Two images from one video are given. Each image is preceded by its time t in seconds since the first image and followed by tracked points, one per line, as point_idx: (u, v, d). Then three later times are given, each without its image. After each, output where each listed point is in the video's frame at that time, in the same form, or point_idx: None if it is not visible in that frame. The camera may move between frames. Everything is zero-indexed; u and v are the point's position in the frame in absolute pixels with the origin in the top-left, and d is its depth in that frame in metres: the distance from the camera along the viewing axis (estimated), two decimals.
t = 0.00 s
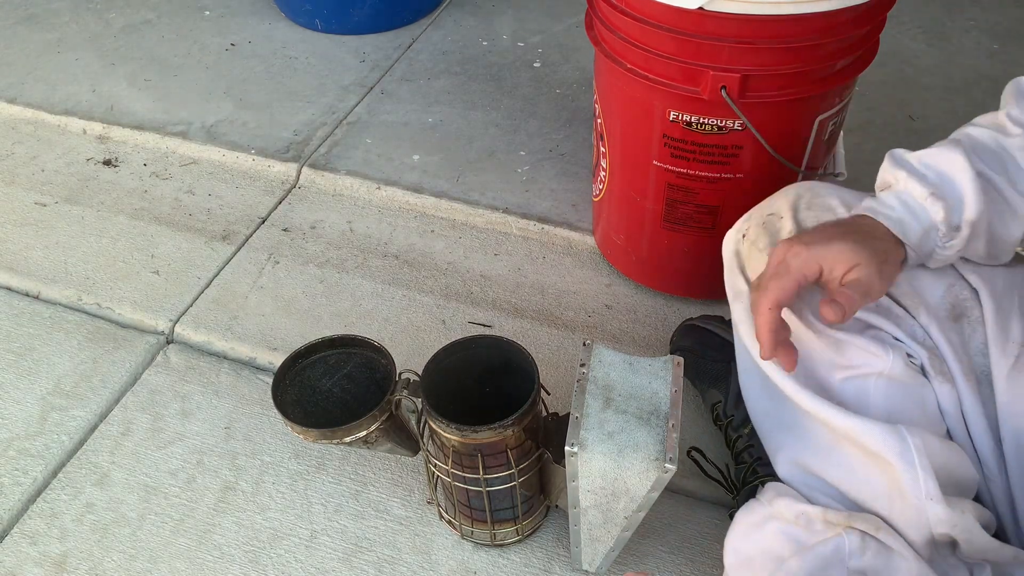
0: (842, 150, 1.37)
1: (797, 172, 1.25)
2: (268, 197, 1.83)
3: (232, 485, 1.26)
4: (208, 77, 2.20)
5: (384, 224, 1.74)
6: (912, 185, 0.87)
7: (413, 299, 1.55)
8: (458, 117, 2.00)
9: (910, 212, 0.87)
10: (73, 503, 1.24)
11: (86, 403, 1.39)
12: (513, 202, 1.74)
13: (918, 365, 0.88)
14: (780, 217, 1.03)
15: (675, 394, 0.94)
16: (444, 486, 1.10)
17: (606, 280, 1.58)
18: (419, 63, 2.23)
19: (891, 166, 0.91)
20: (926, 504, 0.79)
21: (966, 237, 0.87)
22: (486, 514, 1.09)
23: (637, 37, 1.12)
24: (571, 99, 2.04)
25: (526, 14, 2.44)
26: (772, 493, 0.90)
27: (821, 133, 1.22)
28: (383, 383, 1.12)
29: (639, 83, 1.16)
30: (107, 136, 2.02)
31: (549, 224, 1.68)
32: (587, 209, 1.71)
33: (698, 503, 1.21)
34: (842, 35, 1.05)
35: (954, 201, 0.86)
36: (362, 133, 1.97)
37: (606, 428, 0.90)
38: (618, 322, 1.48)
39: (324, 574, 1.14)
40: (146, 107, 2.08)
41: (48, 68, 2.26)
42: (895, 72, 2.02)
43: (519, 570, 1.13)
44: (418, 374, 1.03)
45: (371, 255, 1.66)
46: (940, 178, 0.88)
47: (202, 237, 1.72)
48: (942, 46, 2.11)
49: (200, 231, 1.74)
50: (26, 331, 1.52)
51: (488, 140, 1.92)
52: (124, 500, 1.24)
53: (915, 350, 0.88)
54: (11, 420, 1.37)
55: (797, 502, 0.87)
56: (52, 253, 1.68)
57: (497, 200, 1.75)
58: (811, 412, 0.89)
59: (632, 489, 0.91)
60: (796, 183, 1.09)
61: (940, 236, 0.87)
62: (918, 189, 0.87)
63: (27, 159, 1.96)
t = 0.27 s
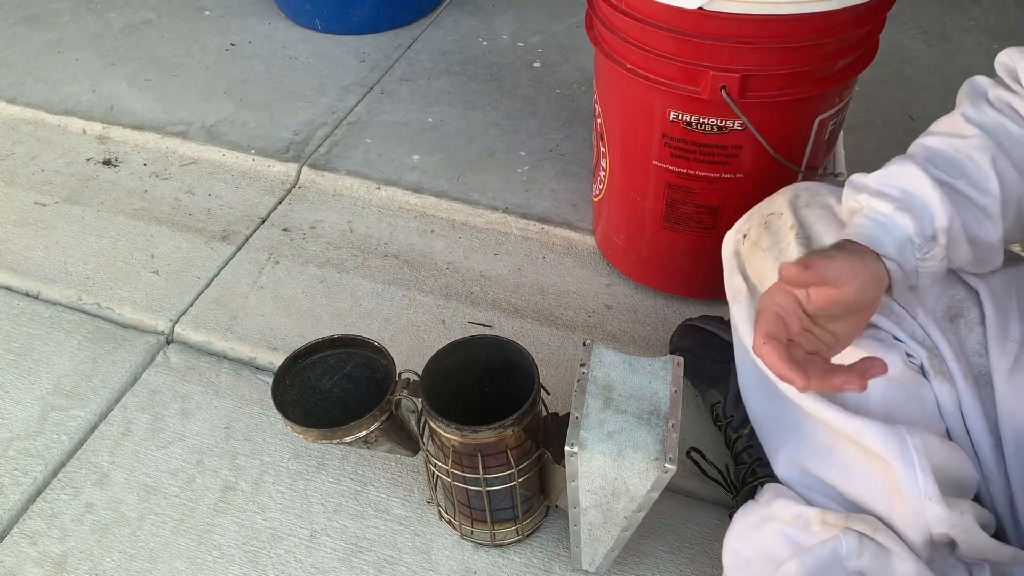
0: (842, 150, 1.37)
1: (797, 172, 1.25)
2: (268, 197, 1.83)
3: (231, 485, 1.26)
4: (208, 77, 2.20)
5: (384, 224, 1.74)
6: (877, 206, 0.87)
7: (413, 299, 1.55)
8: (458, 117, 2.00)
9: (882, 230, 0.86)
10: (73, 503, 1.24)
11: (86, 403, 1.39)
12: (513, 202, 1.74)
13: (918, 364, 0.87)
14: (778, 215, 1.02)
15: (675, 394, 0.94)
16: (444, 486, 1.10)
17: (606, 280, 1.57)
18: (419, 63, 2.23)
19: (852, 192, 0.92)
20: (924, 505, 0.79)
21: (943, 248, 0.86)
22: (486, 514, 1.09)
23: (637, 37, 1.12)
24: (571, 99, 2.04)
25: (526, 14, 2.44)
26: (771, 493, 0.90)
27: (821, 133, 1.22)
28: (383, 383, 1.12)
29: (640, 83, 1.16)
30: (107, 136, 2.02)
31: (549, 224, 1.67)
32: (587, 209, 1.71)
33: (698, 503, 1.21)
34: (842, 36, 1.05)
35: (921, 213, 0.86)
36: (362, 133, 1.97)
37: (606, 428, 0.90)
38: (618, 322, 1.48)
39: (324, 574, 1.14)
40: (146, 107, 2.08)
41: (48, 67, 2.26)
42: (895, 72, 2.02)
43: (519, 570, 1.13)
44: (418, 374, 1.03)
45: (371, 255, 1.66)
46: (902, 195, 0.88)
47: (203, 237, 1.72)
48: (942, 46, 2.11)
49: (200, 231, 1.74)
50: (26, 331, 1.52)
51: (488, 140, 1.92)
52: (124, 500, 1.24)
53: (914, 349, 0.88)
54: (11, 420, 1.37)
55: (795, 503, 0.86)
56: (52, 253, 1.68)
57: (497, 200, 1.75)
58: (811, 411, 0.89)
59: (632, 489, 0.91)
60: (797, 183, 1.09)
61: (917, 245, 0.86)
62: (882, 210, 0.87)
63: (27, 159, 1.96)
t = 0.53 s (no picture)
0: (842, 150, 1.37)
1: (797, 172, 1.25)
2: (268, 197, 1.83)
3: (231, 485, 1.26)
4: (208, 77, 2.20)
5: (384, 224, 1.74)
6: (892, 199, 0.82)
7: (413, 299, 1.55)
8: (458, 117, 2.00)
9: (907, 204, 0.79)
10: (73, 503, 1.24)
11: (86, 403, 1.39)
12: (513, 202, 1.74)
13: (920, 364, 0.88)
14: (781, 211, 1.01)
15: (675, 394, 0.94)
16: (444, 486, 1.10)
17: (606, 280, 1.58)
18: (419, 63, 2.23)
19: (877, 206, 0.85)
20: (926, 504, 0.79)
21: (1006, 222, 0.77)
22: (486, 514, 1.09)
23: (637, 37, 1.12)
24: (571, 99, 2.04)
25: (526, 14, 2.44)
26: (772, 493, 0.90)
27: (821, 133, 1.22)
28: (383, 383, 1.12)
29: (640, 83, 1.16)
30: (107, 136, 2.02)
31: (549, 224, 1.67)
32: (587, 209, 1.71)
33: (698, 503, 1.21)
34: (842, 36, 1.05)
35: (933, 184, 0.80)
36: (362, 133, 1.97)
37: (606, 428, 0.90)
38: (618, 322, 1.48)
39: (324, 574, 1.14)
40: (146, 107, 2.08)
41: (48, 67, 2.26)
42: (895, 72, 2.02)
43: (519, 570, 1.13)
44: (418, 374, 1.03)
45: (371, 255, 1.66)
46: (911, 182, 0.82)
47: (203, 237, 1.72)
48: (942, 46, 2.11)
49: (200, 231, 1.74)
50: (26, 331, 1.52)
51: (488, 140, 1.92)
52: (124, 500, 1.24)
53: (919, 349, 0.87)
54: (11, 420, 1.37)
55: (798, 502, 0.86)
56: (52, 253, 1.68)
57: (497, 200, 1.75)
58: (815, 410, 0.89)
59: (632, 489, 0.91)
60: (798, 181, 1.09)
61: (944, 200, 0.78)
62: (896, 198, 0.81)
63: (27, 159, 1.96)
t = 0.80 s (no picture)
0: (842, 150, 1.37)
1: (798, 172, 1.25)
2: (268, 197, 1.83)
3: (232, 485, 1.26)
4: (208, 77, 2.20)
5: (384, 224, 1.74)
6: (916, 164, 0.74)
7: (413, 299, 1.55)
8: (458, 117, 2.00)
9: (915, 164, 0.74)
10: (73, 503, 1.24)
11: (86, 403, 1.39)
12: (513, 202, 1.74)
13: (918, 365, 0.87)
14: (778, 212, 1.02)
15: (675, 394, 0.94)
16: (444, 486, 1.10)
17: (606, 280, 1.57)
18: (419, 63, 2.23)
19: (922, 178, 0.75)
20: (926, 506, 0.79)
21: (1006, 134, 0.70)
22: (486, 514, 1.09)
23: (637, 37, 1.12)
24: (571, 99, 2.04)
25: (526, 14, 2.44)
26: (771, 493, 0.90)
27: (821, 133, 1.22)
28: (383, 383, 1.12)
29: (640, 83, 1.16)
30: (107, 136, 2.02)
31: (549, 224, 1.67)
32: (587, 209, 1.71)
33: (698, 503, 1.21)
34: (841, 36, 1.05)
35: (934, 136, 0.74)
36: (362, 133, 1.97)
37: (606, 429, 0.90)
38: (618, 322, 1.48)
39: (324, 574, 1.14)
40: (146, 107, 2.08)
41: (48, 67, 2.26)
42: (895, 72, 2.02)
43: (519, 570, 1.13)
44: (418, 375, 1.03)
45: (371, 255, 1.66)
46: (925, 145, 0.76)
47: (203, 237, 1.72)
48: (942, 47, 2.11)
49: (200, 231, 1.74)
50: (26, 331, 1.52)
51: (488, 140, 1.92)
52: (124, 500, 1.24)
53: (917, 350, 0.87)
54: (11, 420, 1.37)
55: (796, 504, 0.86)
56: (52, 253, 1.68)
57: (497, 200, 1.75)
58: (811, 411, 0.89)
59: (632, 489, 0.91)
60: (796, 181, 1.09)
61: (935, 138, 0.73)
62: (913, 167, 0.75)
63: (27, 159, 1.96)
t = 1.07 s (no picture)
0: (842, 150, 1.37)
1: (798, 172, 1.25)
2: (268, 197, 1.83)
3: (232, 485, 1.26)
4: (208, 77, 2.20)
5: (384, 224, 1.74)
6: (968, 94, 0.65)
7: (412, 299, 1.55)
8: (458, 117, 2.00)
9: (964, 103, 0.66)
10: (73, 503, 1.24)
11: (86, 403, 1.39)
12: (513, 202, 1.74)
13: (922, 364, 0.87)
14: (784, 209, 1.02)
15: (675, 394, 0.94)
16: (444, 486, 1.10)
17: (606, 280, 1.58)
18: (419, 63, 2.23)
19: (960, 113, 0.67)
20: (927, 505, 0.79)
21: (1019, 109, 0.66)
22: (486, 514, 1.09)
23: (637, 37, 1.12)
24: (571, 99, 2.04)
25: (526, 14, 2.44)
26: (772, 493, 0.91)
27: (821, 133, 1.22)
28: (383, 383, 1.12)
29: (639, 83, 1.16)
30: (107, 136, 2.02)
31: (549, 224, 1.67)
32: (587, 209, 1.71)
33: (698, 502, 1.21)
34: (841, 36, 1.05)
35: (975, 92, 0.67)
36: (362, 133, 1.97)
37: (606, 428, 0.90)
38: (618, 322, 1.48)
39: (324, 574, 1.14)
40: (146, 107, 2.08)
41: (47, 67, 2.26)
42: (894, 72, 2.02)
43: (519, 570, 1.13)
44: (419, 375, 1.03)
45: (371, 255, 1.66)
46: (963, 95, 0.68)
47: (203, 237, 1.72)
48: (942, 47, 2.11)
49: (200, 231, 1.74)
50: (26, 331, 1.52)
51: (487, 140, 1.92)
52: (124, 500, 1.24)
53: (921, 349, 0.87)
54: (11, 420, 1.37)
55: (797, 502, 0.87)
56: (52, 253, 1.68)
57: (497, 200, 1.75)
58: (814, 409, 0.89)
59: (632, 489, 0.91)
60: (800, 179, 1.09)
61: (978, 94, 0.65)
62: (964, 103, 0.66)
63: (27, 159, 1.96)
